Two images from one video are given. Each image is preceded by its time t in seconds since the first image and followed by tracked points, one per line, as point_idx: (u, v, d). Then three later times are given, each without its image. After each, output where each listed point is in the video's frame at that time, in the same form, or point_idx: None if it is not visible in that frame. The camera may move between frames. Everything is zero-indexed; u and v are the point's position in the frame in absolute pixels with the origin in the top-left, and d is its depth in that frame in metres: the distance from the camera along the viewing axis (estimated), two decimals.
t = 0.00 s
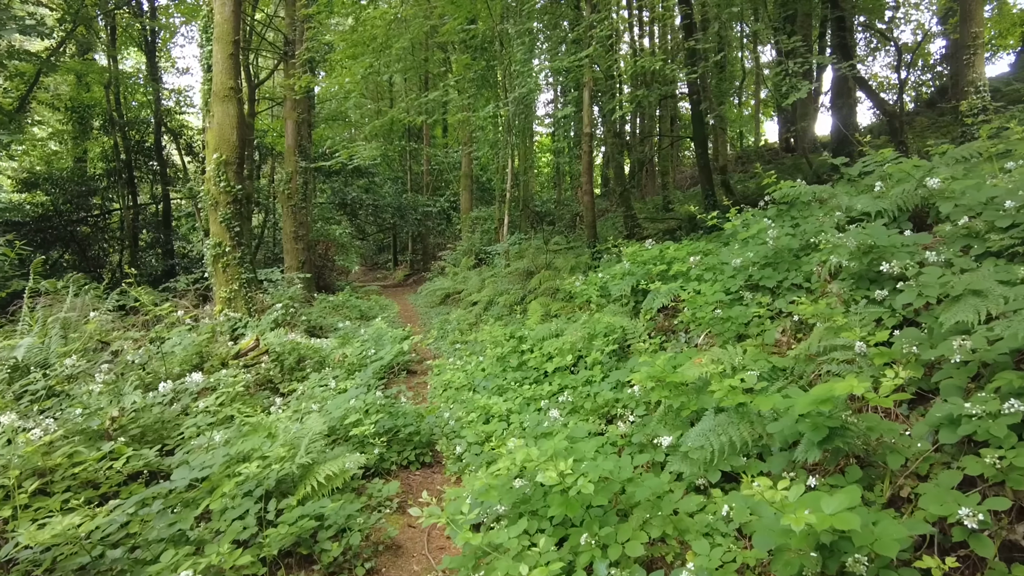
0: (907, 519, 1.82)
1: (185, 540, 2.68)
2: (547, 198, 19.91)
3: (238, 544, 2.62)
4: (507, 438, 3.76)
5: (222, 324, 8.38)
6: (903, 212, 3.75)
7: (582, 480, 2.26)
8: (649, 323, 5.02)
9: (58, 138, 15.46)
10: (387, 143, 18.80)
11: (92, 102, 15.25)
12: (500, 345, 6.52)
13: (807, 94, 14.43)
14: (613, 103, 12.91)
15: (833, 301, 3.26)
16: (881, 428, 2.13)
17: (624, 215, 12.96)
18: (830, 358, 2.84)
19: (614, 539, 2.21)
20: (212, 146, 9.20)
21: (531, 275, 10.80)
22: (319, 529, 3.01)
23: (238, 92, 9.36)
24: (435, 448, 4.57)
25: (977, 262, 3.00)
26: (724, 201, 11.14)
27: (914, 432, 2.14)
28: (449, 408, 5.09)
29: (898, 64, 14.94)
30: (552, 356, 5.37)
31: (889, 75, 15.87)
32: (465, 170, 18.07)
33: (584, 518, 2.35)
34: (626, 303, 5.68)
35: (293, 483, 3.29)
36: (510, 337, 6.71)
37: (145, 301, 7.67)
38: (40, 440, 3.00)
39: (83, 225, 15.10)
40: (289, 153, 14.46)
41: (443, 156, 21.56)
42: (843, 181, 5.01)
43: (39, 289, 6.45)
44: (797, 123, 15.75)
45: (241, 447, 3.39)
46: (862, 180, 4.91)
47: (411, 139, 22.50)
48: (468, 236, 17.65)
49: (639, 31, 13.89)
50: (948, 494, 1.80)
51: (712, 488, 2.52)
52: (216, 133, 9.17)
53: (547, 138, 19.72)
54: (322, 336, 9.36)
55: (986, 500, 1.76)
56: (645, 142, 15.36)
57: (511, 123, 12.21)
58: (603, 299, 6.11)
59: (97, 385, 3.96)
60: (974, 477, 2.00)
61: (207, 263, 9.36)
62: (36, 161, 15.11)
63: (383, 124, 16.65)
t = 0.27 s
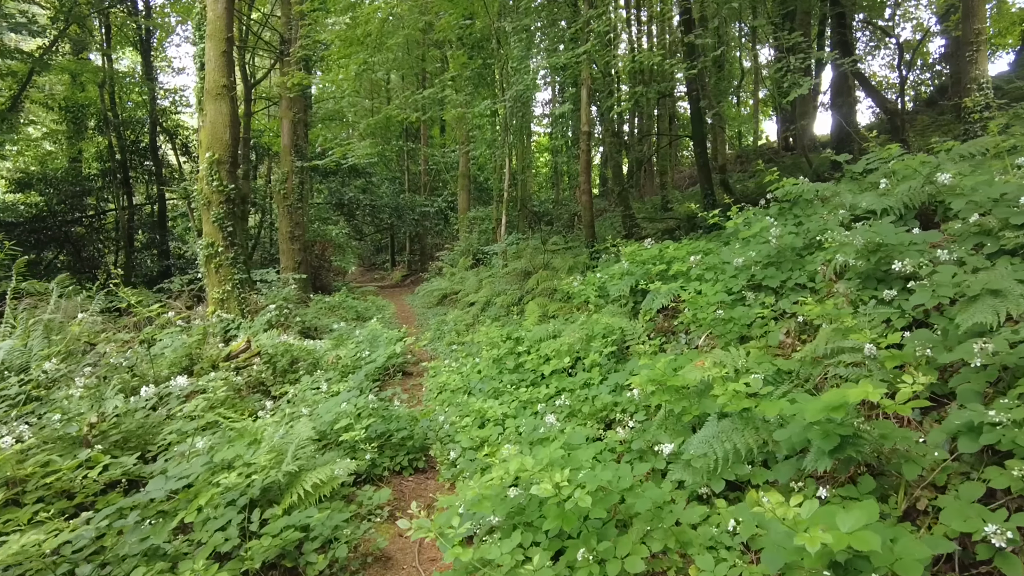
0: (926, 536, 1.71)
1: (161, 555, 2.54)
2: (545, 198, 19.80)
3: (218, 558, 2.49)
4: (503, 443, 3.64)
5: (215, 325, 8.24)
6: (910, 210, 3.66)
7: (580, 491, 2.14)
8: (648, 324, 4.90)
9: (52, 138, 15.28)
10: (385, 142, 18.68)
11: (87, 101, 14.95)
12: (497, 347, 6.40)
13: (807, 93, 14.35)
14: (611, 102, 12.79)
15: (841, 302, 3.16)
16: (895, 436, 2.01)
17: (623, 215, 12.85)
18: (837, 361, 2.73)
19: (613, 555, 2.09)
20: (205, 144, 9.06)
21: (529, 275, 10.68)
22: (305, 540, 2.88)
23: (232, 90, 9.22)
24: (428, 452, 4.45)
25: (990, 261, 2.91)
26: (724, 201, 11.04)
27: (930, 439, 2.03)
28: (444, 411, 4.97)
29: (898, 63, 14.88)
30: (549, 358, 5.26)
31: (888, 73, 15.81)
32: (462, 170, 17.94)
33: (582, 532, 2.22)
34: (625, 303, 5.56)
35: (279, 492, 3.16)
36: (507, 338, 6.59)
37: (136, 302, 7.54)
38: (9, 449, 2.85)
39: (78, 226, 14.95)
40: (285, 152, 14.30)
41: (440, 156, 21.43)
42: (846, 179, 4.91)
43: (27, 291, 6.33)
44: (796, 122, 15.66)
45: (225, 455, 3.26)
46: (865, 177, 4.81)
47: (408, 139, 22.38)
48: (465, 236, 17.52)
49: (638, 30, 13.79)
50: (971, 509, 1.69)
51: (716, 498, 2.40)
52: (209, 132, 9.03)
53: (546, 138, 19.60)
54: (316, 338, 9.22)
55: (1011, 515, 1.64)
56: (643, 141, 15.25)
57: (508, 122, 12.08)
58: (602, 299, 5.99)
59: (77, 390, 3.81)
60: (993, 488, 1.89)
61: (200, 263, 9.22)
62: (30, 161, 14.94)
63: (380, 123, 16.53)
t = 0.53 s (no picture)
0: (952, 561, 1.57)
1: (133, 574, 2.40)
2: (544, 197, 19.65)
3: None
4: (497, 450, 3.51)
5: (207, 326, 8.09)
6: (921, 207, 3.52)
7: (576, 510, 2.00)
8: (648, 325, 4.77)
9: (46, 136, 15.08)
10: (382, 141, 18.50)
11: (82, 99, 14.82)
12: (493, 348, 6.26)
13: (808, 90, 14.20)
14: (611, 99, 12.63)
15: (852, 303, 3.02)
16: (912, 448, 1.88)
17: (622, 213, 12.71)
18: (847, 366, 2.60)
19: None
20: (197, 142, 8.91)
21: (527, 275, 10.55)
22: (288, 555, 2.74)
23: (224, 87, 9.05)
24: (421, 458, 4.31)
25: (1008, 261, 2.77)
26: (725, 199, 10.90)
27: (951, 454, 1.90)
28: (438, 415, 4.84)
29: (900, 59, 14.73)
30: (546, 360, 5.12)
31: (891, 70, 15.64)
32: (460, 168, 17.78)
33: (578, 552, 2.08)
34: (624, 303, 5.43)
35: (262, 502, 3.04)
36: (503, 339, 6.45)
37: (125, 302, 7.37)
38: None
39: (73, 225, 14.82)
40: (281, 151, 14.11)
41: (439, 154, 21.27)
42: (852, 175, 4.77)
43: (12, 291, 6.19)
44: (798, 119, 15.50)
45: (206, 463, 3.12)
46: (872, 174, 4.67)
47: (406, 137, 22.21)
48: (463, 234, 17.37)
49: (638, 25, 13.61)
50: (1001, 534, 1.56)
51: (719, 512, 2.26)
52: (200, 129, 8.87)
53: (544, 136, 19.43)
54: (310, 338, 9.08)
55: None
56: (643, 138, 15.09)
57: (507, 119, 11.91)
58: (600, 299, 5.86)
59: (53, 395, 3.66)
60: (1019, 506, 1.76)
61: (193, 262, 9.07)
62: (24, 159, 14.78)
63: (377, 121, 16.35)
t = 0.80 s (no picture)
0: None
1: None
2: (544, 196, 19.56)
3: None
4: (497, 454, 3.42)
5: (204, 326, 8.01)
6: (932, 204, 3.43)
7: (578, 518, 1.92)
8: (650, 325, 4.68)
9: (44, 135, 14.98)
10: (382, 140, 18.41)
11: (81, 98, 14.81)
12: (493, 348, 6.17)
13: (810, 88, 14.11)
14: (612, 97, 12.54)
15: (863, 303, 2.93)
16: (931, 454, 1.80)
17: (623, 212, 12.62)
18: (858, 368, 2.52)
19: None
20: (193, 140, 8.82)
21: (527, 274, 10.48)
22: (282, 562, 2.66)
23: (221, 84, 8.96)
24: (420, 461, 4.23)
25: None
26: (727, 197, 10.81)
27: (971, 460, 1.82)
28: (436, 416, 4.75)
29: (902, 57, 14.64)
30: (546, 360, 5.03)
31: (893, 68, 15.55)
32: (460, 167, 17.70)
33: (580, 562, 2.00)
34: (625, 303, 5.35)
35: (255, 507, 2.96)
36: (504, 339, 6.37)
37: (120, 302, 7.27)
38: None
39: (71, 224, 14.71)
40: (280, 149, 14.01)
41: (439, 153, 21.18)
42: (858, 172, 4.68)
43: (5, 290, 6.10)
44: (799, 118, 15.41)
45: (197, 467, 3.04)
46: (879, 171, 4.58)
47: (406, 136, 22.13)
48: (463, 234, 17.29)
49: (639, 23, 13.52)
50: None
51: (727, 519, 2.18)
52: (197, 126, 8.78)
53: (545, 134, 19.33)
54: (308, 338, 9.00)
55: None
56: (644, 137, 15.00)
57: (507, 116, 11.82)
58: (601, 299, 5.78)
59: (42, 397, 3.58)
60: None
61: (189, 262, 8.99)
62: (22, 158, 14.69)
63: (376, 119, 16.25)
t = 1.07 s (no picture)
0: None
1: None
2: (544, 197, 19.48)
3: None
4: (499, 458, 3.34)
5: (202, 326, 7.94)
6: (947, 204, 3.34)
7: (586, 530, 1.83)
8: (654, 327, 4.60)
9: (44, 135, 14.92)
10: (382, 140, 18.35)
11: (81, 98, 14.76)
12: (494, 350, 6.08)
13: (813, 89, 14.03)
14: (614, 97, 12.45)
15: (878, 304, 2.84)
16: (958, 464, 1.71)
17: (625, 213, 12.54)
18: (875, 371, 2.42)
19: None
20: (192, 139, 8.75)
21: (528, 275, 10.40)
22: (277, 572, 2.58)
23: (220, 83, 8.89)
24: (419, 465, 4.15)
25: None
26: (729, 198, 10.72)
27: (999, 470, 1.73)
28: (437, 419, 4.67)
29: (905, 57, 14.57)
30: (549, 362, 4.94)
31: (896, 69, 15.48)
32: (461, 168, 17.63)
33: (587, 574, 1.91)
34: (629, 304, 5.27)
35: (250, 514, 2.88)
36: (505, 340, 6.29)
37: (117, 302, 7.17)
38: None
39: (71, 224, 14.63)
40: (280, 150, 13.94)
41: (439, 153, 21.13)
42: (867, 171, 4.59)
43: None
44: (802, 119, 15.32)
45: (190, 473, 2.95)
46: (888, 170, 4.49)
47: (407, 137, 22.08)
48: (464, 235, 17.22)
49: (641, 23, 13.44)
50: None
51: (739, 529, 2.10)
52: (196, 125, 8.71)
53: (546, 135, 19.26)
54: (308, 339, 8.92)
55: None
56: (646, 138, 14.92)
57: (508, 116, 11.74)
58: (604, 300, 5.69)
59: (32, 400, 3.50)
60: None
61: (188, 262, 8.91)
62: (22, 158, 14.63)
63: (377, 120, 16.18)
